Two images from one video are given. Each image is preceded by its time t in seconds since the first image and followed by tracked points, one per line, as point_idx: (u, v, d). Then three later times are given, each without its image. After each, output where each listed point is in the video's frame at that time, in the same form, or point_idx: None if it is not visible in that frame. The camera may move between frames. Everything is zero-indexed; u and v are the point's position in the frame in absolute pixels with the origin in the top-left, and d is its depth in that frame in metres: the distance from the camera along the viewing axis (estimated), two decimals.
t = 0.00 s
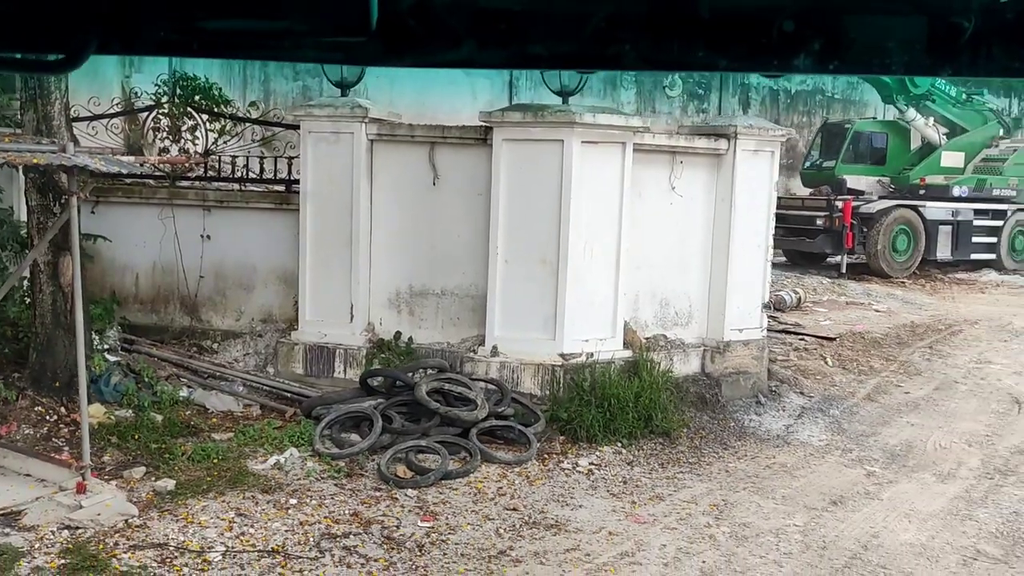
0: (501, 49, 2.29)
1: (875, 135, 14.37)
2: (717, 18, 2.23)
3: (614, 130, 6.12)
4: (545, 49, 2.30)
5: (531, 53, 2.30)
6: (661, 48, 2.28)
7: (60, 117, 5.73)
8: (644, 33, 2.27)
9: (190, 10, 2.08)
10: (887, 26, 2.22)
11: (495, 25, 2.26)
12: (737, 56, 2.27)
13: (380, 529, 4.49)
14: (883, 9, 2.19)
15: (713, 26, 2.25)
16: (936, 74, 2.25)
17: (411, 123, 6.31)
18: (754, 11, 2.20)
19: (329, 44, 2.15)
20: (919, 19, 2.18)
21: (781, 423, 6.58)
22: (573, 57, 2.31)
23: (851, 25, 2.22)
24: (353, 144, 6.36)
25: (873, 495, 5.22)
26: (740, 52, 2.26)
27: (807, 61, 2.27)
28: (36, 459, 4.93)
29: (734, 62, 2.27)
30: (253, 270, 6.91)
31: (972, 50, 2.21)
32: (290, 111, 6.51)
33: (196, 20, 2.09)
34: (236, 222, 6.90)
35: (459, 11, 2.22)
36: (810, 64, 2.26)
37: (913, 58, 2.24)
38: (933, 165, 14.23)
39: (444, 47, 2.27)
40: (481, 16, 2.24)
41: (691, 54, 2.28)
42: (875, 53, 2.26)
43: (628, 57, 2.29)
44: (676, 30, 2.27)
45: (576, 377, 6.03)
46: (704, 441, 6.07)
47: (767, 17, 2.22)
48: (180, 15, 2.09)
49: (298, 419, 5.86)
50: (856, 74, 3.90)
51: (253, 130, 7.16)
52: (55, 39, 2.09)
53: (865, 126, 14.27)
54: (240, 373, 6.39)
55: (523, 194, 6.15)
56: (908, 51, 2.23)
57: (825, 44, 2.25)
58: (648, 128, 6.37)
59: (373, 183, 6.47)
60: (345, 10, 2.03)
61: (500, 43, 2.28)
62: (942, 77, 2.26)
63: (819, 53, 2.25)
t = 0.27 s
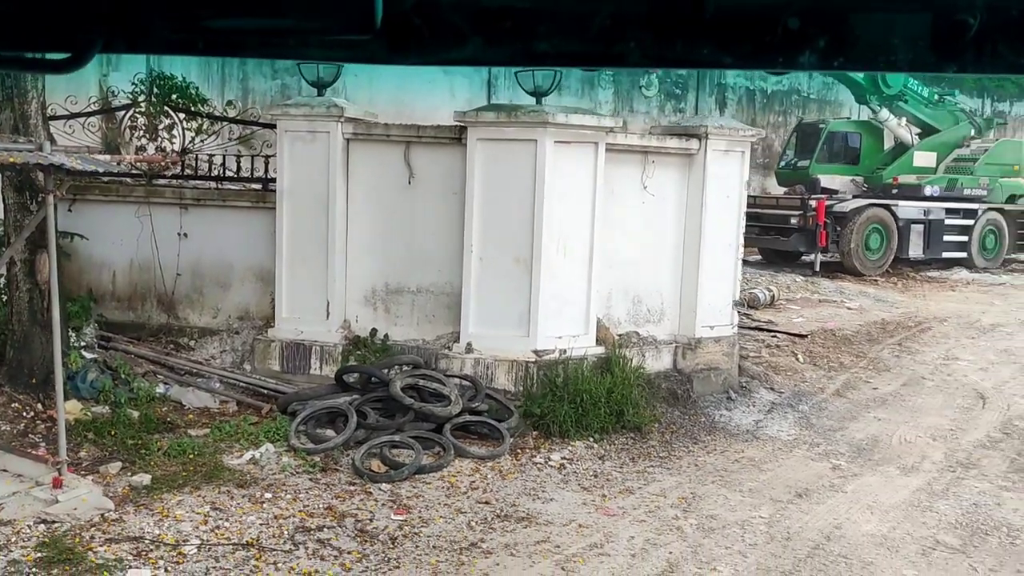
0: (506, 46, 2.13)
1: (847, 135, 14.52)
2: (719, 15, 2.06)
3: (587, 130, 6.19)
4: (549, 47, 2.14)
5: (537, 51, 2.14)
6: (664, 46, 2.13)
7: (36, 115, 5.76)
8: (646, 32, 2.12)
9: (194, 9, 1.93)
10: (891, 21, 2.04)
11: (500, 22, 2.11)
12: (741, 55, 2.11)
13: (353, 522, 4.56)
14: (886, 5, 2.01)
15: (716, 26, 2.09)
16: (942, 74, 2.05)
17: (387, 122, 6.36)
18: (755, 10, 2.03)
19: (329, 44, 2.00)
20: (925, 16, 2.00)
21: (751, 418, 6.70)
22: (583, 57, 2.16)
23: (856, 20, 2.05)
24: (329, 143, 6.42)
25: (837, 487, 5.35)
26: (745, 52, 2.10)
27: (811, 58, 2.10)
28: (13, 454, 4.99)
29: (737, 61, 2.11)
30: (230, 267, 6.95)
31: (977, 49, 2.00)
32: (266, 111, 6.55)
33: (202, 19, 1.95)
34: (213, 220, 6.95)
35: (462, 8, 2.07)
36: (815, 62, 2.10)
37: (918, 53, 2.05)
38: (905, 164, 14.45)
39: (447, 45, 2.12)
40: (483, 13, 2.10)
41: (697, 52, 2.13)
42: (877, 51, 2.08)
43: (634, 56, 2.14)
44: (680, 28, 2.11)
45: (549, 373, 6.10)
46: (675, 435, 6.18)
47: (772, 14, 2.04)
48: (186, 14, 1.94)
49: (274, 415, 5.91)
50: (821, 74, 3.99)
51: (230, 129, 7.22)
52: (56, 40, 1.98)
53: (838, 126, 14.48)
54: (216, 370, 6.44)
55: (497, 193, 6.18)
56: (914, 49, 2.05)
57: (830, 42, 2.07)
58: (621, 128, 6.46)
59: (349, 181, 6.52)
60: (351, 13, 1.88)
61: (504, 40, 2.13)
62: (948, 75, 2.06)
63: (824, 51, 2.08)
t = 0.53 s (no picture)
0: (516, 44, 2.33)
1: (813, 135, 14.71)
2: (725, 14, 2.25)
3: (552, 130, 6.26)
4: (557, 46, 2.34)
5: (545, 50, 2.34)
6: (671, 45, 2.31)
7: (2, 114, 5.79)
8: (653, 31, 2.30)
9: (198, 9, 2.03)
10: (899, 18, 2.20)
11: (506, 20, 2.31)
12: (750, 54, 2.29)
13: (318, 515, 4.64)
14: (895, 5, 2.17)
15: (720, 26, 2.27)
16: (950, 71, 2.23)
17: (353, 122, 6.41)
18: (764, 10, 2.22)
19: (336, 41, 2.16)
20: (935, 15, 2.15)
21: (713, 413, 6.83)
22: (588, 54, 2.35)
23: (864, 20, 2.22)
24: (296, 142, 6.48)
25: (793, 479, 5.49)
26: (754, 50, 2.29)
27: (819, 55, 2.28)
28: None
29: (745, 59, 2.29)
30: (198, 265, 7.00)
31: (987, 48, 2.17)
32: (234, 110, 6.61)
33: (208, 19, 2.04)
34: (181, 218, 6.99)
35: (469, 6, 2.28)
36: (822, 59, 2.28)
37: (926, 52, 2.22)
38: (871, 164, 14.68)
39: (458, 44, 2.33)
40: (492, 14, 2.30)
41: (705, 50, 2.31)
42: (887, 49, 2.25)
43: (641, 53, 2.32)
44: (688, 30, 2.30)
45: (514, 368, 6.16)
46: (637, 430, 6.29)
47: (779, 13, 2.22)
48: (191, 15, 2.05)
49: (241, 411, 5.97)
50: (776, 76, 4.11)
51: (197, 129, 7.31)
52: (56, 39, 2.15)
53: (805, 126, 14.65)
54: (184, 366, 6.48)
55: (463, 192, 6.23)
56: (923, 47, 2.21)
57: (838, 41, 2.26)
58: (585, 128, 6.54)
59: (316, 180, 6.57)
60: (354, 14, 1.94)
61: (512, 39, 2.33)
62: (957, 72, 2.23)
63: (831, 49, 2.26)
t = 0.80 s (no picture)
0: (520, 44, 2.51)
1: (786, 136, 14.86)
2: (732, 15, 2.41)
3: (523, 129, 6.33)
4: (564, 46, 2.52)
5: (552, 50, 2.52)
6: (680, 45, 2.48)
7: None
8: (660, 31, 2.47)
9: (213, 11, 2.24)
10: (904, 19, 2.37)
11: (515, 21, 2.48)
12: (757, 53, 2.47)
13: (289, 509, 4.70)
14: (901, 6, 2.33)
15: (723, 27, 2.44)
16: (959, 67, 2.40)
17: (326, 121, 6.47)
18: (772, 12, 2.39)
19: (340, 41, 2.32)
20: (942, 15, 2.31)
21: (682, 408, 6.94)
22: (593, 53, 2.53)
23: (871, 21, 2.39)
24: (270, 141, 6.53)
25: (758, 472, 5.60)
26: (760, 50, 2.46)
27: (827, 55, 2.45)
28: None
29: (754, 58, 2.47)
30: (172, 263, 7.03)
31: (995, 46, 2.34)
32: (207, 110, 6.65)
33: (219, 19, 2.25)
34: (156, 216, 7.02)
35: (477, 9, 2.44)
36: (830, 59, 2.45)
37: (934, 51, 2.39)
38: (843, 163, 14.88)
39: (466, 47, 2.52)
40: (498, 13, 2.47)
41: (712, 50, 2.48)
42: (897, 49, 2.43)
43: (647, 52, 2.50)
44: (695, 29, 2.46)
45: (485, 365, 6.22)
46: (607, 424, 6.38)
47: (786, 14, 2.39)
48: (203, 16, 2.26)
49: (215, 407, 6.02)
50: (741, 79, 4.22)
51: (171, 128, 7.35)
52: (55, 39, 2.38)
53: (778, 126, 14.79)
54: (157, 363, 6.51)
55: (435, 190, 6.28)
56: (930, 45, 2.38)
57: (845, 40, 2.42)
58: (556, 128, 6.62)
59: (289, 179, 6.61)
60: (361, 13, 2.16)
61: (517, 39, 2.51)
62: (965, 71, 2.41)
63: (839, 48, 2.43)
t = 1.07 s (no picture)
0: (524, 44, 2.60)
1: (760, 136, 14.99)
2: (734, 14, 2.53)
3: (496, 130, 6.40)
4: (568, 45, 2.61)
5: (555, 48, 2.61)
6: (683, 44, 2.59)
7: None
8: (663, 28, 2.58)
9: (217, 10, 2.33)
10: (909, 19, 2.49)
11: (518, 19, 2.58)
12: (760, 52, 2.56)
13: (262, 505, 4.76)
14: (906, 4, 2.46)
15: (725, 27, 2.56)
16: (961, 65, 2.50)
17: (301, 121, 6.52)
18: (776, 9, 2.50)
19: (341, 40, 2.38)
20: (947, 12, 2.44)
21: (654, 405, 7.04)
22: (600, 53, 2.62)
23: (872, 21, 2.51)
24: (244, 141, 6.57)
25: (725, 468, 5.71)
26: (762, 49, 2.56)
27: (830, 53, 2.55)
28: None
29: (757, 56, 2.57)
30: (147, 262, 7.06)
31: (998, 43, 2.46)
32: (181, 109, 6.69)
33: (223, 18, 2.34)
34: (131, 215, 7.05)
35: (479, 7, 2.54)
36: (834, 57, 2.55)
37: (938, 49, 2.50)
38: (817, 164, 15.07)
39: (470, 47, 2.60)
40: (502, 13, 2.58)
41: (715, 47, 2.58)
42: (899, 48, 2.53)
43: (650, 51, 2.60)
44: (699, 28, 2.58)
45: (458, 363, 6.29)
46: (579, 421, 6.47)
47: (791, 11, 2.51)
48: (208, 15, 2.35)
49: (190, 405, 6.06)
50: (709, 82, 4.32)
51: (146, 128, 7.42)
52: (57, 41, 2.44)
53: (752, 127, 14.93)
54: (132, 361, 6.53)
55: (408, 190, 6.34)
56: (934, 43, 2.49)
57: (848, 39, 2.53)
58: (528, 128, 6.70)
59: (264, 179, 6.66)
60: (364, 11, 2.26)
61: (521, 39, 2.60)
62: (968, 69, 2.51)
63: (843, 46, 2.53)
